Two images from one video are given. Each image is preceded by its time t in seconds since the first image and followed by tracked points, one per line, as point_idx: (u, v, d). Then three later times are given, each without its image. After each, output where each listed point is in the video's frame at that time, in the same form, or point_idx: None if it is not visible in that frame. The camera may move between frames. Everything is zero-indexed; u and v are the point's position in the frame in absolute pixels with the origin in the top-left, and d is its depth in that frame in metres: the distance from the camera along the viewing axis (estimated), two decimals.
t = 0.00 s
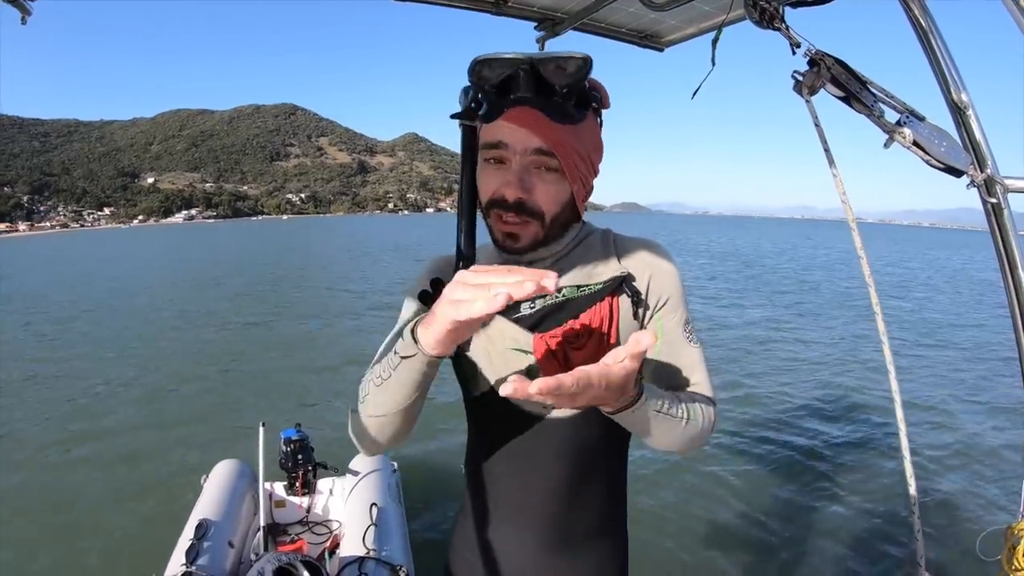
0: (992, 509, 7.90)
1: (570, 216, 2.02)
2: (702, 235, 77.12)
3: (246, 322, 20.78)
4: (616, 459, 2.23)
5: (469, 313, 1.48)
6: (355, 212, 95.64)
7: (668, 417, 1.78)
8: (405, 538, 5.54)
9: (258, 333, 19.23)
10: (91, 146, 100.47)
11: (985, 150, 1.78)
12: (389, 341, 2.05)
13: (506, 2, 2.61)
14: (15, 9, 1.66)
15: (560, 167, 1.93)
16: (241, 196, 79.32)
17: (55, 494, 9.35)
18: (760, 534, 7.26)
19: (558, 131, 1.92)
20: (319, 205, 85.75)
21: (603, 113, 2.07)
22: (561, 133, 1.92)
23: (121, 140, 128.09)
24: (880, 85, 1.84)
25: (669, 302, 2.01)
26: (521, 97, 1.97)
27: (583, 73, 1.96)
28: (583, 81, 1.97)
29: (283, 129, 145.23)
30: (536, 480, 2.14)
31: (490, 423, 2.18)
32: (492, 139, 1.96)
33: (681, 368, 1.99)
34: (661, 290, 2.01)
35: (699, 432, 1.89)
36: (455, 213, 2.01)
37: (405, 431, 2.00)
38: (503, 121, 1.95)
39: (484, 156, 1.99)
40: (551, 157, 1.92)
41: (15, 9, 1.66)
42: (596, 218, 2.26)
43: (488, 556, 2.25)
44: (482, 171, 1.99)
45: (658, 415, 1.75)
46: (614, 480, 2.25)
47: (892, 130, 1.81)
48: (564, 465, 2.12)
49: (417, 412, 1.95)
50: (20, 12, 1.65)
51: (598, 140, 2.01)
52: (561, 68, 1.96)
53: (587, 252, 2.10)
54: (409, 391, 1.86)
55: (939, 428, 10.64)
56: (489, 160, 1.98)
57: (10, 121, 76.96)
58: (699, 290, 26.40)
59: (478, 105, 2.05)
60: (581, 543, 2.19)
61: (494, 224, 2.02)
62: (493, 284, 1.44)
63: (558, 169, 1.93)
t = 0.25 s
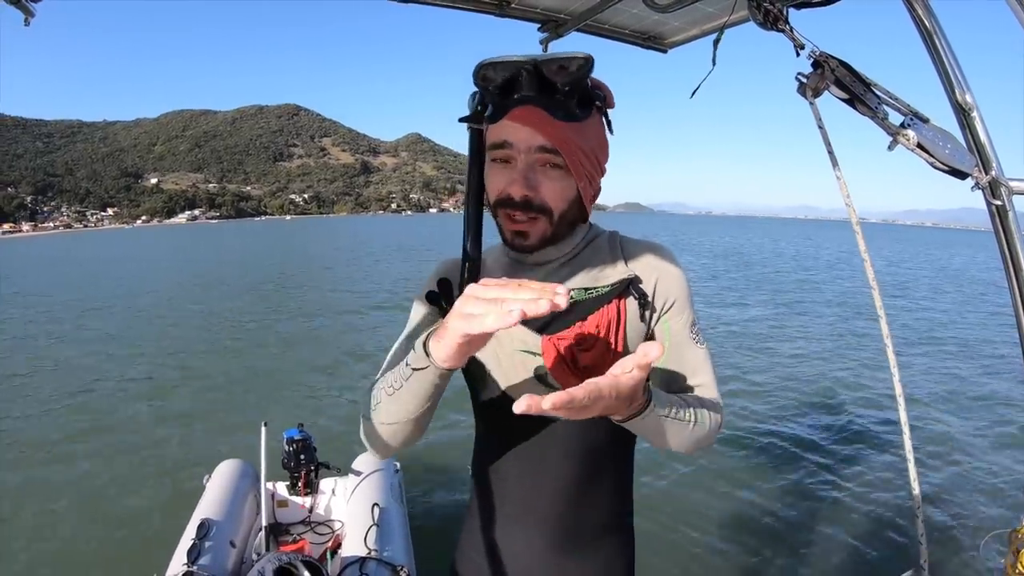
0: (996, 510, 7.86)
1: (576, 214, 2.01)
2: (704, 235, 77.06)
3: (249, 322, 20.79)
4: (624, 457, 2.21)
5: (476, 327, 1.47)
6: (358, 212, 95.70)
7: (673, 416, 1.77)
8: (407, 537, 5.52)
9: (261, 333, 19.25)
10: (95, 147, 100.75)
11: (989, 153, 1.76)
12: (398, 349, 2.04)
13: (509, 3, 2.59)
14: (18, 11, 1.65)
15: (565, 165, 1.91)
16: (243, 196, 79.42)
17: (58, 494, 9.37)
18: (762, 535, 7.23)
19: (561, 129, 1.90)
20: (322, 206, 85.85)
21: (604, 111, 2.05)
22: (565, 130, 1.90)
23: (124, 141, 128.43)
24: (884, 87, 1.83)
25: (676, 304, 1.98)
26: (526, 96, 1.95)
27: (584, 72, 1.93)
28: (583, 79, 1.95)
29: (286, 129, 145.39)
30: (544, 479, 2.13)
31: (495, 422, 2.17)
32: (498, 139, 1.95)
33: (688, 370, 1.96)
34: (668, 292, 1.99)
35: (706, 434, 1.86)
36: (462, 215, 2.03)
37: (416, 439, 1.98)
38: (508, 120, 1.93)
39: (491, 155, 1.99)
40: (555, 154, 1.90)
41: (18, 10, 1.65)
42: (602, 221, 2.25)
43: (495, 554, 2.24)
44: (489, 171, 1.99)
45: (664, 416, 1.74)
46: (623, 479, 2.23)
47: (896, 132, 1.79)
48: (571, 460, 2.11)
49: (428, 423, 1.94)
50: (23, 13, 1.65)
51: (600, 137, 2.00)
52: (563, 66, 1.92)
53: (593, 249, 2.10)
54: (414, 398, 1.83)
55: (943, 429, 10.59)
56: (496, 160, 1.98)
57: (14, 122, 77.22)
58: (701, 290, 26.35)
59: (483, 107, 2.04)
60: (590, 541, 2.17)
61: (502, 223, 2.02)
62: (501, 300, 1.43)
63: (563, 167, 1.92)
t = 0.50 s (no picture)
0: (999, 510, 7.83)
1: (584, 209, 2.01)
2: (706, 236, 77.01)
3: (250, 323, 20.81)
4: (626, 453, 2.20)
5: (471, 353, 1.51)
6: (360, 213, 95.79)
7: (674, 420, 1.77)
8: (408, 538, 5.51)
9: (262, 333, 19.26)
10: (97, 148, 100.90)
11: (992, 152, 1.74)
12: (407, 359, 2.06)
13: (509, 2, 2.59)
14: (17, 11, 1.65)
15: (573, 158, 1.91)
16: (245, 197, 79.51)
17: (60, 494, 9.37)
18: (763, 535, 7.22)
19: (567, 123, 1.90)
20: (324, 206, 85.92)
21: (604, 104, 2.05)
22: (571, 125, 1.90)
23: (127, 141, 128.58)
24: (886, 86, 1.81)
25: (679, 306, 1.98)
26: (528, 94, 1.94)
27: (584, 67, 1.92)
28: (584, 74, 1.95)
29: (287, 130, 145.52)
30: (546, 477, 2.12)
31: (495, 422, 2.16)
32: (504, 138, 1.94)
33: (690, 373, 1.96)
34: (671, 294, 1.98)
35: (705, 439, 1.87)
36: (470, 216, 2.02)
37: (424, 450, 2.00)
38: (513, 117, 1.92)
39: (497, 154, 1.97)
40: (563, 148, 1.90)
41: (18, 11, 1.65)
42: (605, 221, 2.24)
43: (495, 555, 2.22)
44: (496, 170, 1.97)
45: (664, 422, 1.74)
46: (623, 478, 2.23)
47: (898, 131, 1.78)
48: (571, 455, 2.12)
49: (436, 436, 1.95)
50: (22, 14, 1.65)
51: (603, 131, 2.01)
52: (562, 63, 1.91)
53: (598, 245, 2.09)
54: (425, 409, 1.83)
55: (945, 430, 10.57)
56: (502, 158, 1.96)
57: (16, 123, 77.36)
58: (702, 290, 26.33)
59: (486, 110, 2.03)
60: (592, 538, 2.17)
61: (513, 219, 2.01)
62: (490, 327, 1.47)
63: (571, 160, 1.91)
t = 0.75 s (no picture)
0: (1001, 512, 7.80)
1: (586, 210, 2.02)
2: (707, 238, 77.02)
3: (252, 324, 20.84)
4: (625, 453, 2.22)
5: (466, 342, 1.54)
6: (361, 214, 95.97)
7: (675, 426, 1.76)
8: (408, 539, 5.51)
9: (263, 335, 19.30)
10: (99, 150, 101.12)
11: (991, 154, 1.74)
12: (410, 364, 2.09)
13: (507, 5, 2.60)
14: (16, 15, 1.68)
15: (574, 158, 1.92)
16: (247, 199, 79.67)
17: (62, 495, 9.40)
18: (764, 537, 7.21)
19: (568, 124, 1.91)
20: (326, 208, 86.08)
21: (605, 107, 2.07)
22: (572, 126, 1.91)
23: (129, 142, 128.96)
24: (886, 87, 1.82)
25: (678, 311, 1.98)
26: (529, 96, 1.95)
27: (585, 69, 1.94)
28: (585, 76, 1.96)
29: (289, 131, 145.82)
30: (544, 477, 2.15)
31: (494, 423, 2.17)
32: (506, 139, 1.96)
33: (690, 376, 1.95)
34: (671, 298, 1.98)
35: (705, 444, 1.86)
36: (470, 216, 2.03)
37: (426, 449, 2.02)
38: (516, 119, 1.94)
39: (501, 155, 1.98)
40: (562, 149, 1.92)
41: (18, 14, 1.67)
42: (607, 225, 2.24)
43: (494, 556, 2.22)
44: (500, 171, 1.98)
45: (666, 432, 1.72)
46: (621, 481, 2.24)
47: (897, 133, 1.78)
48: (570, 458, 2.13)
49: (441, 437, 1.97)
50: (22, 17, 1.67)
51: (604, 134, 2.02)
52: (562, 65, 1.93)
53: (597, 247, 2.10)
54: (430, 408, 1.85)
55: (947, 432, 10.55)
56: (506, 159, 1.98)
57: (18, 125, 77.50)
58: (703, 292, 26.33)
59: (487, 112, 2.05)
60: (592, 538, 2.17)
61: (514, 220, 2.02)
62: (481, 317, 1.51)
63: (572, 161, 1.93)
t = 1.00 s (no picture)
0: (1001, 514, 7.79)
1: (590, 214, 2.04)
2: (707, 239, 77.12)
3: (252, 326, 20.86)
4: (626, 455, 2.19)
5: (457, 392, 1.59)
6: (362, 215, 96.01)
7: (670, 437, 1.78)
8: (408, 538, 5.52)
9: (264, 336, 19.32)
10: (100, 151, 101.22)
11: (988, 155, 1.75)
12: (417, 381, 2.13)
13: (506, 7, 2.62)
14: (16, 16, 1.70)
15: (581, 162, 1.94)
16: (248, 200, 79.69)
17: (63, 495, 9.43)
18: (764, 538, 7.21)
19: (575, 127, 1.92)
20: (327, 209, 86.11)
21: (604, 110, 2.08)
22: (580, 129, 1.92)
23: (130, 143, 129.03)
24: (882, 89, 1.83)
25: (677, 314, 1.98)
26: (535, 99, 1.96)
27: (589, 73, 1.95)
28: (589, 80, 1.98)
29: (290, 133, 145.90)
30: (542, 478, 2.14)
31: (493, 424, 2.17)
32: (512, 144, 1.96)
33: (688, 381, 1.97)
34: (668, 301, 1.97)
35: (702, 451, 1.88)
36: (473, 219, 2.02)
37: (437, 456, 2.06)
38: (523, 122, 1.94)
39: (506, 159, 1.98)
40: (570, 153, 1.93)
41: (17, 16, 1.69)
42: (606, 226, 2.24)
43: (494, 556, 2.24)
44: (505, 175, 1.99)
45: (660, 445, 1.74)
46: (621, 482, 2.24)
47: (895, 135, 1.79)
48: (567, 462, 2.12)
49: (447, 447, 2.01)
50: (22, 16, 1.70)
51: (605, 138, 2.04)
52: (567, 69, 1.95)
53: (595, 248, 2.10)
54: (439, 428, 1.87)
55: (947, 433, 10.54)
56: (511, 163, 1.98)
57: (19, 126, 77.59)
58: (703, 293, 26.35)
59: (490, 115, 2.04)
60: (591, 539, 2.17)
61: (521, 226, 2.03)
62: (474, 371, 1.54)
63: (578, 165, 1.95)
